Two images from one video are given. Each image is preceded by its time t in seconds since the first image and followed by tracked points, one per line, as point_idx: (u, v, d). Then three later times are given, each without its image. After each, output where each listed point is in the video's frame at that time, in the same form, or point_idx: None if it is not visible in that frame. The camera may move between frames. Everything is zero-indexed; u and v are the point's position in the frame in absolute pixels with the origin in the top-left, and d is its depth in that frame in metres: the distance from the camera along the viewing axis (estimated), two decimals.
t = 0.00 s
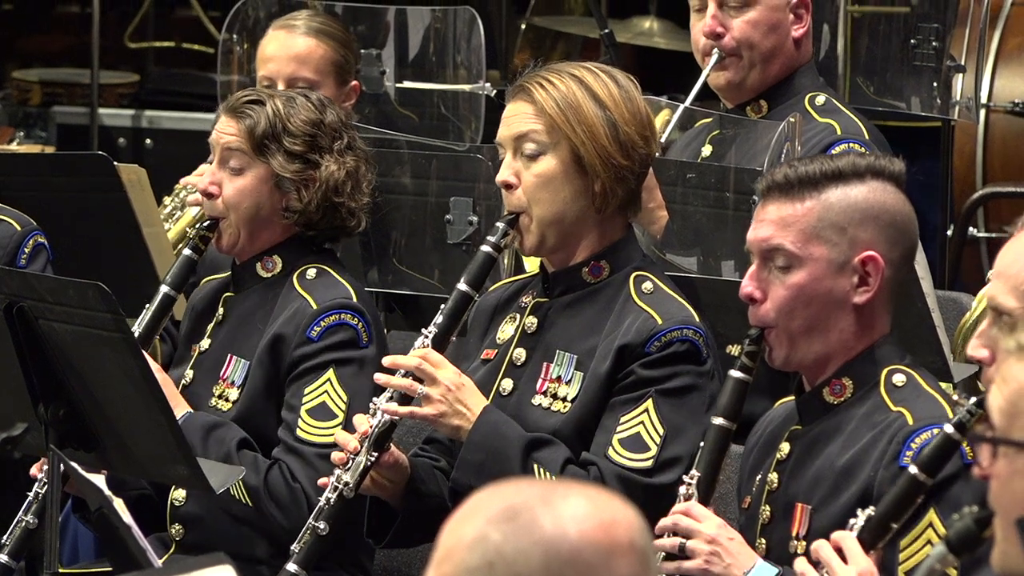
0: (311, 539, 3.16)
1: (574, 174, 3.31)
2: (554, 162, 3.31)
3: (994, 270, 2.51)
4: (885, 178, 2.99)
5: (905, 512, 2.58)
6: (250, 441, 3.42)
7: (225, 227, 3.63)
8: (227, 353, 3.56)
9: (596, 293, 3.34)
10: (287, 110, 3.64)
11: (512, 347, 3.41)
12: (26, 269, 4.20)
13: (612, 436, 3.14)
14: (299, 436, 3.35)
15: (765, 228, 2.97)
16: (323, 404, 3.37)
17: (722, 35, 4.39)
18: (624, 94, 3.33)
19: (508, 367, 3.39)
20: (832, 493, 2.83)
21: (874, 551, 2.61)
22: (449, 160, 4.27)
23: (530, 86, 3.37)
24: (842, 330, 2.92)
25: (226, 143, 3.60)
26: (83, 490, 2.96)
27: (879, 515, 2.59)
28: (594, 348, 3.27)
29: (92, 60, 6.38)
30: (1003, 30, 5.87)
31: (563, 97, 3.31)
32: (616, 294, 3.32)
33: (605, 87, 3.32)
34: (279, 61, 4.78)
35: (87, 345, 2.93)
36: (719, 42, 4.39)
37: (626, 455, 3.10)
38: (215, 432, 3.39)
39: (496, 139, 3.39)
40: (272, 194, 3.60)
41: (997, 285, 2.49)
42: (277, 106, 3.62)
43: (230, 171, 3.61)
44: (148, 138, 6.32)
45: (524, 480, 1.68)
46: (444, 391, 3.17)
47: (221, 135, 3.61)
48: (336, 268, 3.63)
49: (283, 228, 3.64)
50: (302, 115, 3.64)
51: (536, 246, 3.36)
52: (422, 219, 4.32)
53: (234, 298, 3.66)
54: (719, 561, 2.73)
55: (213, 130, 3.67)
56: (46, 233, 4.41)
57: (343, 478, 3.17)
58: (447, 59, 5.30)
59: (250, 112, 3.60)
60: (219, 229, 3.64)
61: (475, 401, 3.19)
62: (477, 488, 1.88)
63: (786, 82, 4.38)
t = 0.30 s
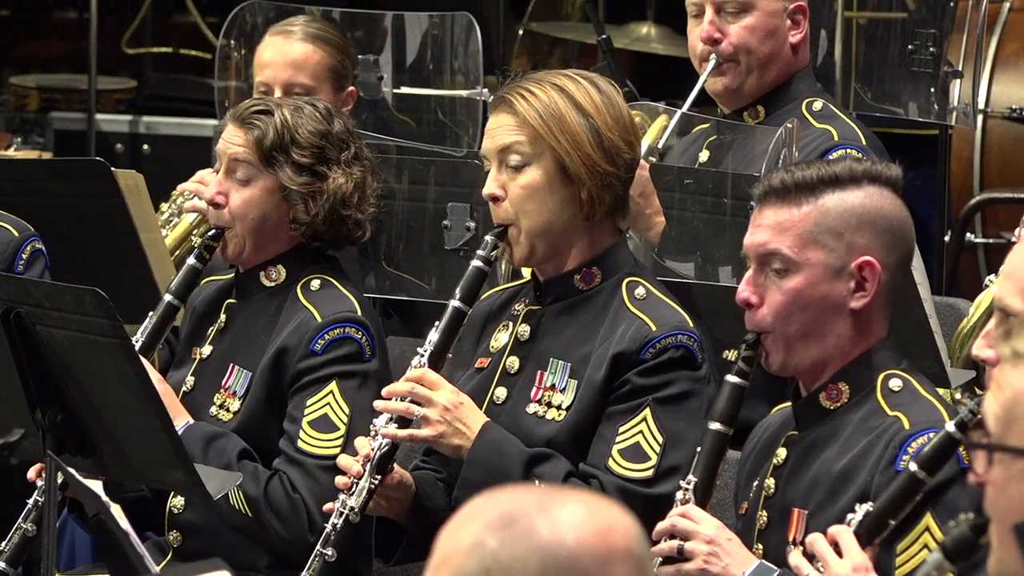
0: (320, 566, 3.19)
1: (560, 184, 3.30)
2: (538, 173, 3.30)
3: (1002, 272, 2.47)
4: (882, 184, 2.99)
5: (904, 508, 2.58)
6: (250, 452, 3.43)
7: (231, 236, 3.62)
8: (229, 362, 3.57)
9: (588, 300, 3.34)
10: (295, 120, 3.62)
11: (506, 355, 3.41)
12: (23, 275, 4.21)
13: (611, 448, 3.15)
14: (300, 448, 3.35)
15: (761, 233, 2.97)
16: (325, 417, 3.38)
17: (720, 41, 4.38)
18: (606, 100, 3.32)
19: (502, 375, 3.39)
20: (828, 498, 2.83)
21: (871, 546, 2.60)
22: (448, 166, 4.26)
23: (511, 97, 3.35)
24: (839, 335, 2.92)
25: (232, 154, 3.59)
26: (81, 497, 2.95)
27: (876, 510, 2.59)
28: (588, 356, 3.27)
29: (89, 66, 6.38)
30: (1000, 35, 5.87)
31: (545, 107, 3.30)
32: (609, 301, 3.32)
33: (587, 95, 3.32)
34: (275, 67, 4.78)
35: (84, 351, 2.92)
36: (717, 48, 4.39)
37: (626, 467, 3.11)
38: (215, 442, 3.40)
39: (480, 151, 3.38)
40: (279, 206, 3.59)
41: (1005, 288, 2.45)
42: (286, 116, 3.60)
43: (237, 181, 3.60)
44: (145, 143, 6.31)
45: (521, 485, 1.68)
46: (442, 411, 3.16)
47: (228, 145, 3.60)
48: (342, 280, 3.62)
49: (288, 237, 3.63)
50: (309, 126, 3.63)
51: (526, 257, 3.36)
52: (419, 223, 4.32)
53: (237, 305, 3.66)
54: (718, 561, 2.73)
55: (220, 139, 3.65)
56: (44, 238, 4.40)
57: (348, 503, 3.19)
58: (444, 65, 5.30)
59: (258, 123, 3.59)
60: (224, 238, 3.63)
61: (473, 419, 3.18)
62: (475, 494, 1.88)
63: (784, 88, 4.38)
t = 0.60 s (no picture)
0: None
1: (541, 193, 3.29)
2: (518, 184, 3.30)
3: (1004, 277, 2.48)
4: (878, 188, 2.99)
5: (907, 510, 2.59)
6: (250, 459, 3.43)
7: (235, 245, 3.62)
8: (231, 371, 3.57)
9: (574, 305, 3.34)
10: (300, 129, 3.62)
11: (495, 362, 3.41)
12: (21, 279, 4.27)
13: (604, 453, 3.15)
14: (300, 455, 3.36)
15: (758, 237, 2.98)
16: (325, 425, 3.37)
17: (718, 46, 4.38)
18: (582, 105, 3.31)
19: (491, 383, 3.39)
20: (826, 502, 2.82)
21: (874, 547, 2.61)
22: (446, 171, 4.26)
23: (486, 108, 3.35)
24: (836, 338, 2.92)
25: (237, 162, 3.58)
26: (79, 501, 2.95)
27: (881, 512, 2.60)
28: (578, 361, 3.26)
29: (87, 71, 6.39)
30: (998, 40, 5.88)
31: (521, 117, 3.29)
32: (595, 305, 3.32)
33: (563, 102, 3.31)
34: (273, 72, 4.77)
35: (83, 356, 2.92)
36: (715, 53, 4.39)
37: (620, 471, 3.12)
38: (215, 449, 3.39)
39: (460, 164, 3.38)
40: (284, 216, 3.58)
41: (1007, 291, 2.45)
42: (291, 125, 3.60)
43: (242, 190, 3.59)
44: (144, 148, 6.38)
45: (517, 489, 1.68)
46: (434, 427, 3.17)
47: (232, 153, 3.59)
48: (345, 290, 3.62)
49: (291, 246, 3.63)
50: (314, 136, 3.62)
51: (512, 268, 3.36)
52: (418, 228, 4.32)
53: (239, 311, 3.65)
54: (717, 565, 2.73)
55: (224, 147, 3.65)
56: (41, 242, 4.40)
57: (347, 523, 3.18)
58: (443, 70, 5.30)
59: (263, 133, 3.58)
60: (227, 247, 3.63)
61: (466, 430, 3.19)
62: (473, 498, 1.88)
63: (782, 92, 4.38)
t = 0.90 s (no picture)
0: None
1: (527, 199, 3.30)
2: (503, 190, 3.30)
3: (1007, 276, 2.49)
4: (881, 188, 2.99)
5: (914, 513, 2.58)
6: (256, 470, 3.45)
7: (242, 249, 3.61)
8: (238, 374, 3.57)
9: (563, 309, 3.34)
10: (309, 134, 3.61)
11: (489, 368, 3.41)
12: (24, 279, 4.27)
13: (600, 454, 3.15)
14: (307, 469, 3.36)
15: (761, 236, 2.98)
16: (333, 439, 3.38)
17: (721, 45, 4.38)
18: (564, 109, 3.31)
19: (487, 388, 3.40)
20: (828, 501, 2.83)
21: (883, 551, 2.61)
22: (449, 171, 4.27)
23: (468, 116, 3.35)
24: (838, 338, 2.92)
25: (245, 166, 3.58)
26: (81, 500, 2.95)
27: (888, 516, 2.59)
28: (571, 363, 3.27)
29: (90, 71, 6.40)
30: (1001, 39, 5.89)
31: (502, 124, 3.29)
32: (586, 306, 3.32)
33: (544, 106, 3.31)
34: (276, 72, 4.77)
35: (85, 355, 2.92)
36: (718, 53, 4.39)
37: (617, 471, 3.12)
38: (221, 457, 3.40)
39: (445, 172, 3.38)
40: (292, 220, 3.58)
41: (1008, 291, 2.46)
42: (300, 129, 3.60)
43: (250, 194, 3.59)
44: (146, 147, 6.38)
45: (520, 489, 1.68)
46: (429, 437, 3.17)
47: (241, 157, 3.59)
48: (353, 294, 3.62)
49: (299, 250, 3.63)
50: (323, 140, 3.61)
51: (501, 275, 3.37)
52: (420, 228, 4.32)
53: (246, 313, 3.66)
54: (719, 563, 2.73)
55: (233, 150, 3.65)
56: (44, 241, 4.40)
57: (344, 536, 3.17)
58: (445, 69, 5.31)
59: (272, 137, 3.58)
60: (235, 250, 3.62)
61: (460, 438, 3.19)
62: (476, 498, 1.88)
63: (784, 92, 4.38)
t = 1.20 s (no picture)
0: None
1: (515, 202, 3.29)
2: (491, 194, 3.29)
3: (1005, 274, 2.50)
4: (886, 183, 2.99)
5: (922, 514, 2.57)
6: (262, 471, 3.45)
7: (245, 246, 3.63)
8: (244, 372, 3.58)
9: (557, 306, 3.35)
10: (314, 134, 3.60)
11: (484, 370, 3.41)
12: (28, 274, 4.34)
13: (597, 450, 3.15)
14: (315, 472, 3.36)
15: (766, 231, 2.97)
16: (340, 443, 3.38)
17: (724, 40, 4.38)
18: (548, 110, 3.32)
19: (483, 390, 3.40)
20: (833, 496, 2.82)
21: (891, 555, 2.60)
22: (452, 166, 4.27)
23: (452, 121, 3.35)
24: (843, 333, 2.92)
25: (250, 164, 3.58)
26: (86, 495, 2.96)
27: (894, 520, 2.58)
28: (566, 361, 3.27)
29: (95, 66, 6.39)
30: (1004, 34, 5.88)
31: (488, 128, 3.29)
32: (578, 304, 3.32)
33: (528, 108, 3.31)
34: (279, 68, 4.78)
35: (89, 350, 2.93)
36: (721, 47, 4.39)
37: (614, 467, 3.12)
38: (226, 456, 3.41)
39: (431, 179, 3.38)
40: (296, 219, 3.58)
41: (1008, 288, 2.48)
42: (305, 128, 3.59)
43: (255, 192, 3.59)
44: (150, 141, 6.35)
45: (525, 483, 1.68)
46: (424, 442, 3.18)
47: (246, 155, 3.59)
48: (360, 293, 3.61)
49: (303, 250, 3.62)
50: (328, 140, 3.60)
51: (492, 278, 3.37)
52: (424, 223, 4.32)
53: (251, 309, 3.67)
54: (723, 558, 2.73)
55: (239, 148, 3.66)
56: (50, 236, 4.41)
57: (341, 544, 3.18)
58: (449, 64, 5.31)
59: (276, 136, 3.58)
60: (239, 247, 3.64)
61: (454, 442, 3.20)
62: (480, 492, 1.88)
63: (788, 86, 4.38)
